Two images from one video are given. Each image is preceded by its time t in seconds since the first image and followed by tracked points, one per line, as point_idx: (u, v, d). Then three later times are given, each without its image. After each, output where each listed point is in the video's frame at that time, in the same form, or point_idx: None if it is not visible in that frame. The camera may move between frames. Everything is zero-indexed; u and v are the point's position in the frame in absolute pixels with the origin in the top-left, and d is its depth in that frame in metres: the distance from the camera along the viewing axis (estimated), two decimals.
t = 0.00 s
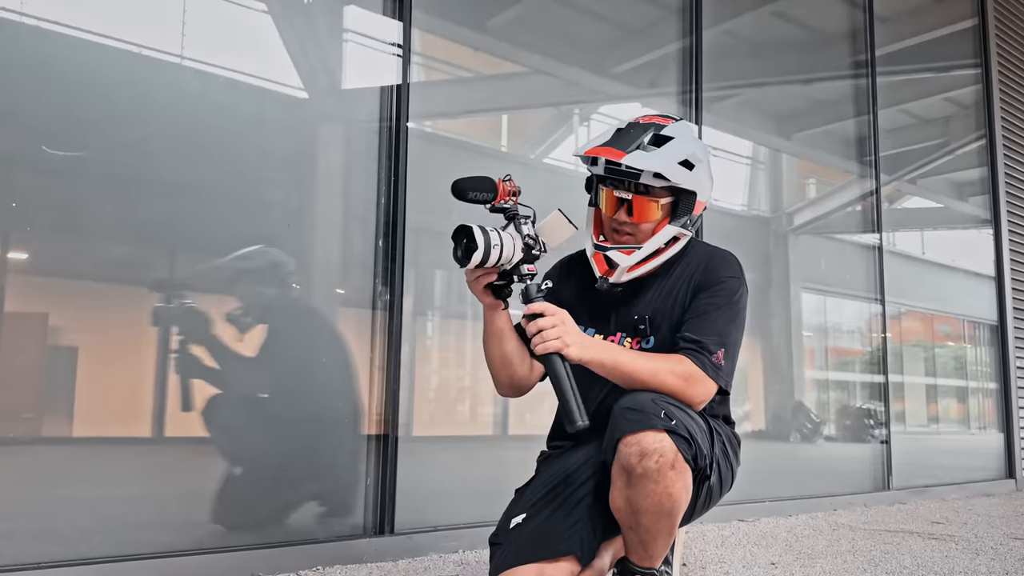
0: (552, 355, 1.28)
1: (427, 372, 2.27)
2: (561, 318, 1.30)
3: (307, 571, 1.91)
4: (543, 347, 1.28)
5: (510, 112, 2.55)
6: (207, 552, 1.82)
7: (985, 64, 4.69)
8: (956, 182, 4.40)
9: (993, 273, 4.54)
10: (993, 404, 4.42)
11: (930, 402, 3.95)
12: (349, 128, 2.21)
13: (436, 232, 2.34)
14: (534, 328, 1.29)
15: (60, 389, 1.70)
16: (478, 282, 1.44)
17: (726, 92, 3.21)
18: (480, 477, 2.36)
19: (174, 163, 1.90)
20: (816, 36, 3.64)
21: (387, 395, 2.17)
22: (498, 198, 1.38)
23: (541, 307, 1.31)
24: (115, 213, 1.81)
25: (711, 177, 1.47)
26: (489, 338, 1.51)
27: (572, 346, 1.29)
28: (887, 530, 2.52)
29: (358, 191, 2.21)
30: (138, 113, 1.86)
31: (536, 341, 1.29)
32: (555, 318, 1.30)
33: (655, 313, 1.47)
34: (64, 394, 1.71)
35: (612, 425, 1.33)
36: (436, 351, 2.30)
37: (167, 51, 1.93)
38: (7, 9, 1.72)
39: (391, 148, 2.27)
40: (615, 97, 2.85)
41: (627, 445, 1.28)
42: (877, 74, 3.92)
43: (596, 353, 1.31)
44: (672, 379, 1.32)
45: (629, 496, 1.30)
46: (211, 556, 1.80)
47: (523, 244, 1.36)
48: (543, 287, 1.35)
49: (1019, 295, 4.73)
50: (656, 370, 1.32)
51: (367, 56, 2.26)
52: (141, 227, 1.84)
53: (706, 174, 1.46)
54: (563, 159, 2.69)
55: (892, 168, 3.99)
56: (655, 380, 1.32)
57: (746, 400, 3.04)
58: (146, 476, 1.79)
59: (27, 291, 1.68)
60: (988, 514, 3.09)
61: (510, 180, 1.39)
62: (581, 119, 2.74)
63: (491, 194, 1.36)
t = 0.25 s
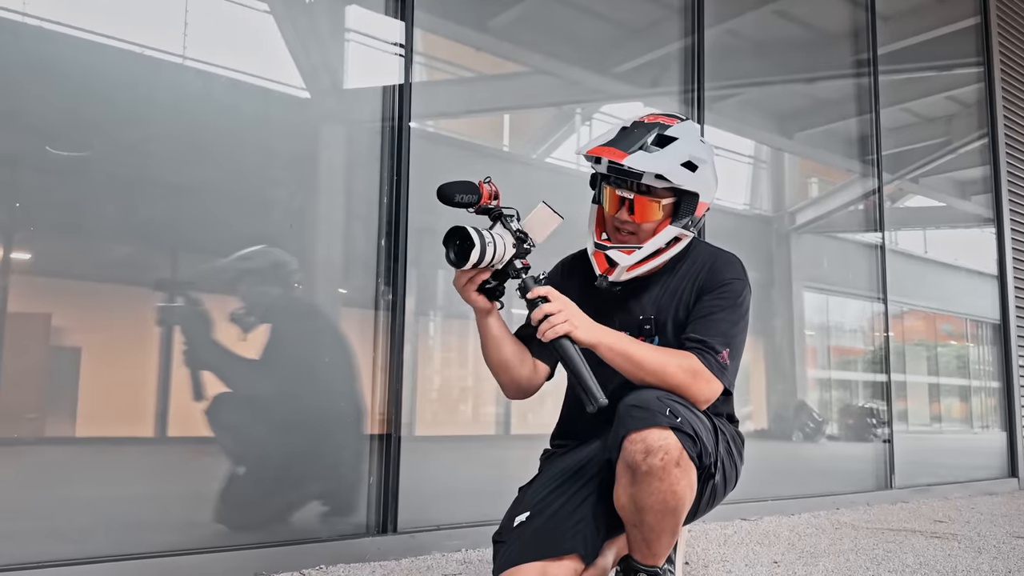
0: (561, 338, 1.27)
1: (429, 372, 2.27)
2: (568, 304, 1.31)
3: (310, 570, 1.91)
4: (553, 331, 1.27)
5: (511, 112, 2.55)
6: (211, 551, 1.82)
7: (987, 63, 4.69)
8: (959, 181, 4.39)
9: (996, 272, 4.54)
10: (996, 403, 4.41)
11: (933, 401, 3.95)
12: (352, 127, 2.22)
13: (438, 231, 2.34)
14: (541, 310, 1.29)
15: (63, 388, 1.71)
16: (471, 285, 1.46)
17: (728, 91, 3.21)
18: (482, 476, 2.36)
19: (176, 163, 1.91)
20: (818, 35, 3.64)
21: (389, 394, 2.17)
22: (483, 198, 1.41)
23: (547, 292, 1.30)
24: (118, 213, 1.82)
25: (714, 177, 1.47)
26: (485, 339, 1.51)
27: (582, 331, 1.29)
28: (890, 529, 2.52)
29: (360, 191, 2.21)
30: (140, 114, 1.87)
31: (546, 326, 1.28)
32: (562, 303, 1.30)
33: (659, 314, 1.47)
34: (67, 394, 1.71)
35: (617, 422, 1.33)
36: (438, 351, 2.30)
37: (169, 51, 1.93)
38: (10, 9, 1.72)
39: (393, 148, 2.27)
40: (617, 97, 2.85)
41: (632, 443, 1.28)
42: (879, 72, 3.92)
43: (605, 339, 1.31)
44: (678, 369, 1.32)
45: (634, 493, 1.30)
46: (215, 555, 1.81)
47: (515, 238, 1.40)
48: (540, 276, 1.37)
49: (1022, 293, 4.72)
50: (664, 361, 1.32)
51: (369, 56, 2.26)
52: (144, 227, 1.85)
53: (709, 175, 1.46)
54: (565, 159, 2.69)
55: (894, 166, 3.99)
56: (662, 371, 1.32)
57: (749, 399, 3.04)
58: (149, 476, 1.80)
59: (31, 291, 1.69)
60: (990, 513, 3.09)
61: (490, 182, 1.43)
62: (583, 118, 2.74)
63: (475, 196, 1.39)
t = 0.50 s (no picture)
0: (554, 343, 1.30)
1: (432, 371, 2.28)
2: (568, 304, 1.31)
3: (314, 568, 1.91)
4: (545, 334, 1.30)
5: (514, 111, 2.55)
6: (216, 549, 1.82)
7: (990, 61, 4.68)
8: (962, 179, 4.39)
9: (999, 270, 4.53)
10: (999, 401, 4.40)
11: (936, 399, 3.94)
12: (354, 127, 2.22)
13: (441, 230, 2.34)
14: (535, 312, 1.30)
15: (67, 388, 1.71)
16: (483, 292, 1.45)
17: (730, 89, 3.21)
18: (485, 475, 2.36)
19: (180, 163, 1.91)
20: (820, 33, 3.63)
21: (392, 394, 2.17)
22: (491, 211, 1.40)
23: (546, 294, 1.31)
24: (122, 212, 1.82)
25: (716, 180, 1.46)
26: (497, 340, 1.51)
27: (579, 332, 1.30)
28: (894, 527, 2.52)
29: (362, 190, 2.21)
30: (144, 113, 1.87)
31: (541, 328, 1.30)
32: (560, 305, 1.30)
33: (661, 313, 1.47)
34: (71, 393, 1.71)
35: (620, 420, 1.33)
36: (442, 350, 2.30)
37: (172, 51, 1.94)
38: (14, 10, 1.72)
39: (396, 147, 2.27)
40: (619, 96, 2.85)
41: (636, 439, 1.28)
42: (882, 71, 3.91)
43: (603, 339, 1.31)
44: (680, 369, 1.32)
45: (637, 490, 1.30)
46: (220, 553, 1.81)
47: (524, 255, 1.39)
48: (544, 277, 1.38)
49: None
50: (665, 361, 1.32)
51: (371, 56, 2.27)
52: (147, 227, 1.85)
53: (713, 178, 1.45)
54: (568, 158, 2.69)
55: (897, 165, 3.98)
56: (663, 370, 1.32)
57: (752, 398, 3.04)
58: (153, 475, 1.80)
59: (35, 291, 1.69)
60: (995, 511, 3.08)
61: (499, 193, 1.41)
62: (585, 117, 2.74)
63: (484, 209, 1.37)
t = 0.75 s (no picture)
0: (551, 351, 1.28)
1: (435, 370, 2.28)
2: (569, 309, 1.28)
3: (318, 567, 1.91)
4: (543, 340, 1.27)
5: (516, 110, 2.55)
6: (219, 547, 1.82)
7: (993, 58, 4.67)
8: (965, 177, 4.38)
9: (1002, 268, 4.52)
10: (1003, 400, 4.40)
11: (940, 398, 3.94)
12: (356, 126, 2.22)
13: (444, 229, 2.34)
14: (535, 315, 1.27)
15: (70, 387, 1.71)
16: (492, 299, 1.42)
17: (733, 88, 3.20)
18: (488, 473, 2.36)
19: (182, 163, 1.91)
20: (823, 31, 3.63)
21: (395, 393, 2.17)
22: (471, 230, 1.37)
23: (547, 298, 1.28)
24: (125, 212, 1.82)
25: (713, 177, 1.46)
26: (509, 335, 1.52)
27: (577, 339, 1.28)
28: (898, 525, 2.51)
29: (365, 190, 2.21)
30: (147, 113, 1.87)
31: (541, 333, 1.27)
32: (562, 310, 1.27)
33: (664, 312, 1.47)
34: (74, 393, 1.71)
35: (625, 418, 1.33)
36: (444, 349, 2.30)
37: (174, 51, 1.94)
38: (16, 10, 1.73)
39: (398, 145, 2.27)
40: (622, 94, 2.85)
41: (641, 438, 1.28)
42: (885, 69, 3.91)
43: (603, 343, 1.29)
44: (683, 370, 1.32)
45: (642, 489, 1.30)
46: (224, 552, 1.81)
47: (507, 278, 1.35)
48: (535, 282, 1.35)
49: None
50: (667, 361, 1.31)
51: (373, 55, 2.27)
52: (150, 227, 1.85)
53: (710, 175, 1.45)
54: (570, 157, 2.68)
55: (899, 163, 3.98)
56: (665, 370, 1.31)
57: (755, 397, 3.04)
58: (156, 474, 1.80)
59: (39, 290, 1.69)
60: (999, 509, 3.07)
61: (480, 210, 1.38)
62: (587, 116, 2.74)
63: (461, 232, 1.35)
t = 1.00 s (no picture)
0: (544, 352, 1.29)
1: (437, 369, 2.28)
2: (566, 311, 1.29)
3: (321, 566, 1.91)
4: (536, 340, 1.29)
5: (518, 110, 2.55)
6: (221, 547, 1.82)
7: (996, 56, 4.66)
8: (967, 175, 4.37)
9: (1005, 267, 4.52)
10: (1006, 398, 4.39)
11: (943, 396, 3.93)
12: (358, 126, 2.22)
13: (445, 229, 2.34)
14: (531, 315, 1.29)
15: (73, 387, 1.72)
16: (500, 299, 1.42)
17: (735, 87, 3.20)
18: (491, 472, 2.36)
19: (184, 163, 1.91)
20: (825, 29, 3.62)
21: (398, 393, 2.17)
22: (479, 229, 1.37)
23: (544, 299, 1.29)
24: (127, 212, 1.82)
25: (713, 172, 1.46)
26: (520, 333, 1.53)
27: (571, 340, 1.29)
28: (900, 524, 2.51)
29: (367, 189, 2.21)
30: (149, 113, 1.87)
31: (535, 332, 1.29)
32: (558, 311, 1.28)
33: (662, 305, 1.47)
34: (77, 393, 1.72)
35: (629, 416, 1.32)
36: (447, 348, 2.30)
37: (176, 51, 1.94)
38: (18, 10, 1.73)
39: (400, 145, 2.27)
40: (624, 93, 2.85)
41: (645, 436, 1.28)
42: (887, 67, 3.90)
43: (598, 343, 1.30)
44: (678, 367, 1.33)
45: (646, 487, 1.29)
46: (227, 551, 1.81)
47: (508, 280, 1.34)
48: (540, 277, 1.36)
49: None
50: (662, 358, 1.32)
51: (375, 55, 2.27)
52: (152, 226, 1.85)
53: (710, 170, 1.45)
54: (572, 156, 2.68)
55: (902, 161, 3.97)
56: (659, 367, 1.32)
57: (757, 396, 3.04)
58: (159, 473, 1.80)
59: (42, 290, 1.69)
60: (1002, 508, 3.07)
61: (488, 209, 1.36)
62: (589, 115, 2.74)
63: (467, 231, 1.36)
